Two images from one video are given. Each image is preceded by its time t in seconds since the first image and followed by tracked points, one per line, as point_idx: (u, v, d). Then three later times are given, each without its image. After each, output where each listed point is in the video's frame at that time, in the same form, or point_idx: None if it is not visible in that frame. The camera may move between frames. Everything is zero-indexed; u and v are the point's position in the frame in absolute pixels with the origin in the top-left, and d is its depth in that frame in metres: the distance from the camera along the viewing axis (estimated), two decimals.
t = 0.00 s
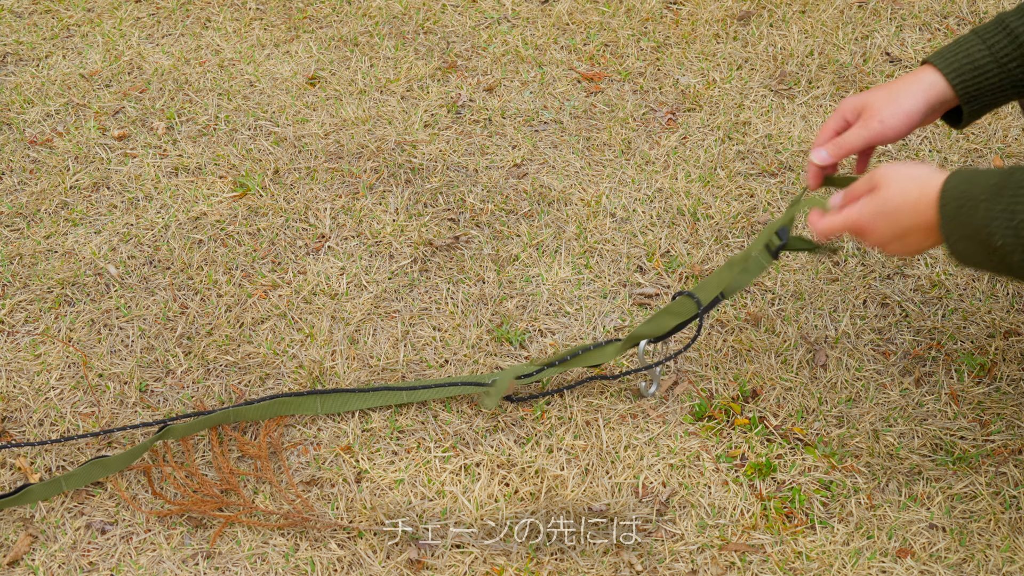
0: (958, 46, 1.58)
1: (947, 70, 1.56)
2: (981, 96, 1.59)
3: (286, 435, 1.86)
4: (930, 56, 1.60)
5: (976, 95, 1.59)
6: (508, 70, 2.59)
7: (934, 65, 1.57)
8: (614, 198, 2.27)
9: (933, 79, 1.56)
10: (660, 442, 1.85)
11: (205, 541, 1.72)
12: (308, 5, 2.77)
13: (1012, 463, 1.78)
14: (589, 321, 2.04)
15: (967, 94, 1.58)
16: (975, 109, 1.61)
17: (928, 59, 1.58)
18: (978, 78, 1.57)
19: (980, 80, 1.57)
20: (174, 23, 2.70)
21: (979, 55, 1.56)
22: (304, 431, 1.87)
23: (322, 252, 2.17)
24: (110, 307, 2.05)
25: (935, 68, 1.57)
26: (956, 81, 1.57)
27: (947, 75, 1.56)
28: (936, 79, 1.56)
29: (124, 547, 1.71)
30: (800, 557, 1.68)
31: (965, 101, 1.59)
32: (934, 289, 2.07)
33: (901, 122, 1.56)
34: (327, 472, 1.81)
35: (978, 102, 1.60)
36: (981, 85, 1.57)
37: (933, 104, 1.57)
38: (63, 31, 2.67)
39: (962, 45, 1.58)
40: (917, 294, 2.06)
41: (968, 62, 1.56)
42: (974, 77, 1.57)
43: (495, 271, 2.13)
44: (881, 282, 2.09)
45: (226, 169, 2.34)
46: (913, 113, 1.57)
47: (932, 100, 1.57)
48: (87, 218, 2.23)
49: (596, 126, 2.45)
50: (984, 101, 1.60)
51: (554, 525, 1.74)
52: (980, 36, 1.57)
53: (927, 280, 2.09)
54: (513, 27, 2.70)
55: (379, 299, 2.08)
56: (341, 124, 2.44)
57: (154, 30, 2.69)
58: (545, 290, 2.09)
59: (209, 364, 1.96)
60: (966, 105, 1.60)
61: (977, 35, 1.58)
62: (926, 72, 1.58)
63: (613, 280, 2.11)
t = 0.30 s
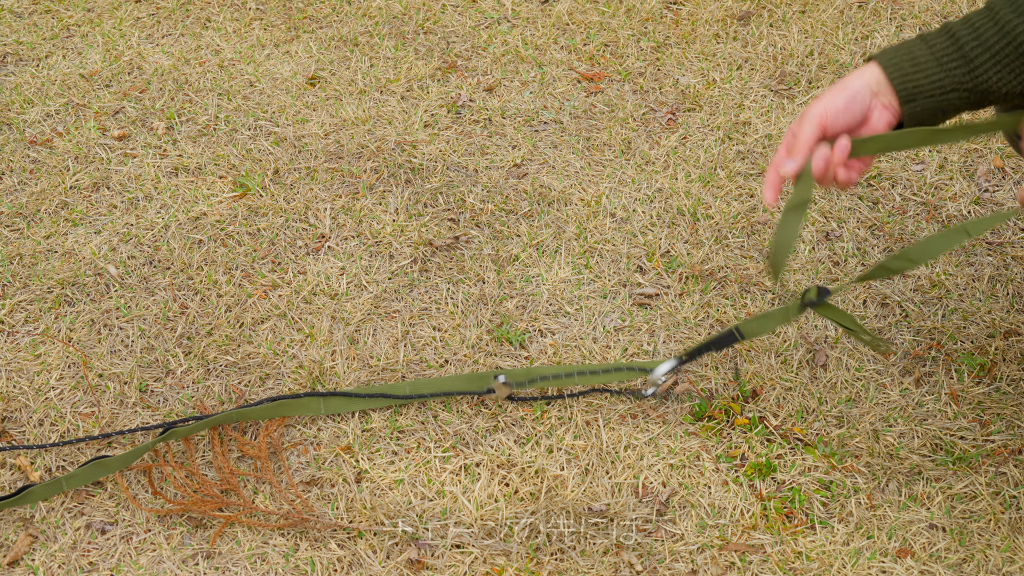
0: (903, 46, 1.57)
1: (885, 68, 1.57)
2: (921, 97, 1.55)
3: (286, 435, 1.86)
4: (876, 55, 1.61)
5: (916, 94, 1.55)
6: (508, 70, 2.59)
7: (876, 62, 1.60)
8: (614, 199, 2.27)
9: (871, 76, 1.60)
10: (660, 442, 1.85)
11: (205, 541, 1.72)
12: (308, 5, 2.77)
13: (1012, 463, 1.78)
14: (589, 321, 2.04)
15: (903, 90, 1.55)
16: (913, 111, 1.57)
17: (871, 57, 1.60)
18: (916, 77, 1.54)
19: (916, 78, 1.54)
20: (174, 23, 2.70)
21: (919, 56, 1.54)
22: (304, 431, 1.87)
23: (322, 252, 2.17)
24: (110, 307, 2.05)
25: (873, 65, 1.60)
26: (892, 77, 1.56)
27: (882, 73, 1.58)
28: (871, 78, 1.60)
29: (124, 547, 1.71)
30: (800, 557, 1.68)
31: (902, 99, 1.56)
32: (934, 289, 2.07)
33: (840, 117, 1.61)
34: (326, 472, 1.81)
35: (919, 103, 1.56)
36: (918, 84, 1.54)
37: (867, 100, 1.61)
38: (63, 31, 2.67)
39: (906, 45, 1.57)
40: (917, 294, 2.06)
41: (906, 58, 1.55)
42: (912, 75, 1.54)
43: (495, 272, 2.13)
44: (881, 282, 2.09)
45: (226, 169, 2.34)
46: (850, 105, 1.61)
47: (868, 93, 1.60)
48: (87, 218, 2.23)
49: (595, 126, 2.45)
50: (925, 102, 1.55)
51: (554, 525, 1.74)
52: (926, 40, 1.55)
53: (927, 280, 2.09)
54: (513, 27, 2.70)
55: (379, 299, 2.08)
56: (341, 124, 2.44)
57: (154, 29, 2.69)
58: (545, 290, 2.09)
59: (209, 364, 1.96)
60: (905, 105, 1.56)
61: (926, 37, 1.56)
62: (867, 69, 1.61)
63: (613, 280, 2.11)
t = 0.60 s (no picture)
0: None
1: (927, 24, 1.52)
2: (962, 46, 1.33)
3: (287, 435, 1.86)
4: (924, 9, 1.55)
5: (950, 52, 1.51)
6: (508, 70, 2.59)
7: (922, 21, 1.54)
8: (614, 199, 2.27)
9: (922, 38, 1.54)
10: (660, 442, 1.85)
11: (205, 541, 1.72)
12: (308, 4, 2.77)
13: (1012, 463, 1.78)
14: (589, 321, 2.04)
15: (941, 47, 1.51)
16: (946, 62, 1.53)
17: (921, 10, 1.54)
18: (954, 35, 1.50)
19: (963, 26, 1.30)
20: (174, 23, 2.70)
21: (962, 12, 1.49)
22: (304, 431, 1.87)
23: (322, 252, 2.17)
24: (110, 307, 2.05)
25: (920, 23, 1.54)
26: (934, 35, 1.52)
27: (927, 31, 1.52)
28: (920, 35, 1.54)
29: (124, 547, 1.71)
30: (800, 557, 1.68)
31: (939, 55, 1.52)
32: (934, 289, 2.07)
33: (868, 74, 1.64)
34: (327, 472, 1.81)
35: (953, 58, 1.52)
36: (953, 42, 1.50)
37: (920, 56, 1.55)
38: (63, 31, 2.67)
39: None
40: (917, 294, 2.06)
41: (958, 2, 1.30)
42: (951, 32, 1.50)
43: (495, 271, 2.13)
44: (881, 282, 2.09)
45: (226, 169, 2.34)
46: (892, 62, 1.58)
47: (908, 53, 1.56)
48: (87, 218, 2.23)
49: (595, 126, 2.44)
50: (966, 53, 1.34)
51: (554, 525, 1.74)
52: None
53: (927, 280, 2.09)
54: (513, 27, 2.70)
55: (379, 299, 2.08)
56: (341, 124, 2.44)
57: (154, 30, 2.69)
58: (545, 290, 2.09)
59: (209, 364, 1.96)
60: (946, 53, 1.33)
61: None
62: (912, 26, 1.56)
63: (613, 280, 2.11)
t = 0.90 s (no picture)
0: (908, 155, 1.37)
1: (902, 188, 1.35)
2: (948, 200, 1.34)
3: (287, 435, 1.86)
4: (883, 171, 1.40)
5: (944, 200, 1.34)
6: (508, 70, 2.59)
7: (891, 184, 1.37)
8: (614, 198, 2.27)
9: (895, 198, 1.36)
10: (660, 442, 1.85)
11: (205, 540, 1.72)
12: (308, 5, 2.77)
13: (1012, 463, 1.77)
14: (589, 321, 2.04)
15: (932, 201, 1.34)
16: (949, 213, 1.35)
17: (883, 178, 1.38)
18: (938, 184, 1.33)
19: (936, 185, 1.33)
20: (174, 23, 2.70)
21: (931, 161, 1.34)
22: (304, 431, 1.87)
23: (322, 252, 2.17)
24: (110, 307, 2.05)
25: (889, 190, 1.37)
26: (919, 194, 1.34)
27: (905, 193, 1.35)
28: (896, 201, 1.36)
29: (124, 547, 1.71)
30: (800, 557, 1.68)
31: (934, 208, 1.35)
32: (934, 289, 2.07)
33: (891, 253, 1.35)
34: (327, 472, 1.81)
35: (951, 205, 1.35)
36: (946, 189, 1.33)
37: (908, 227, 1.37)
38: (63, 31, 2.67)
39: (911, 153, 1.37)
40: (917, 294, 2.07)
41: (921, 169, 1.34)
42: (931, 183, 1.33)
43: (495, 271, 2.13)
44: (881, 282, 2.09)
45: (226, 169, 2.34)
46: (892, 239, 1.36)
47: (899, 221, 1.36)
48: (87, 218, 2.23)
49: (596, 126, 2.45)
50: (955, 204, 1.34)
51: (554, 525, 1.74)
52: (924, 140, 1.36)
53: (927, 280, 2.09)
54: (513, 28, 2.70)
55: (379, 299, 2.08)
56: (341, 124, 2.44)
57: (153, 30, 2.69)
58: (545, 290, 2.09)
59: (209, 364, 1.96)
60: (936, 213, 1.36)
61: (923, 137, 1.36)
62: (881, 192, 1.39)
63: (613, 280, 2.11)
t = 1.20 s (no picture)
0: (954, 62, 1.50)
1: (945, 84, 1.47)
2: (977, 109, 1.49)
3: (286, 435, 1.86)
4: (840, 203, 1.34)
5: (974, 108, 1.49)
6: (508, 70, 2.59)
7: (932, 80, 1.49)
8: (614, 199, 2.27)
9: (933, 94, 1.48)
10: (660, 442, 1.85)
11: (205, 541, 1.71)
12: (308, 5, 2.77)
13: (1012, 463, 1.77)
14: (589, 322, 2.04)
15: (964, 105, 1.48)
16: (972, 125, 1.51)
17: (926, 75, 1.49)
18: (976, 89, 1.48)
19: (978, 92, 1.48)
20: (174, 23, 2.70)
21: (975, 64, 1.48)
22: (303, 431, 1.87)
23: (322, 252, 2.17)
24: (110, 307, 2.05)
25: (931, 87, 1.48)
26: (954, 96, 1.47)
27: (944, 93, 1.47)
28: (933, 100, 1.47)
29: (124, 547, 1.71)
30: (800, 557, 1.68)
31: (960, 115, 1.49)
32: (934, 289, 2.07)
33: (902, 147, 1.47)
34: (327, 472, 1.81)
35: (977, 116, 1.50)
36: (980, 97, 1.49)
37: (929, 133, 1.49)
38: (63, 31, 2.67)
39: (957, 58, 1.50)
40: (916, 294, 2.07)
41: (966, 72, 1.48)
42: (973, 87, 1.48)
43: (495, 271, 2.13)
44: (881, 282, 2.09)
45: (226, 169, 2.34)
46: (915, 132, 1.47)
47: (929, 117, 1.47)
48: (87, 218, 2.23)
49: (595, 126, 2.44)
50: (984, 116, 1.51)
51: (554, 525, 1.74)
52: (975, 49, 1.50)
53: (927, 280, 2.09)
54: (513, 28, 2.70)
55: (379, 300, 2.08)
56: (341, 124, 2.44)
57: (154, 30, 2.69)
58: (545, 290, 2.09)
59: (209, 364, 1.96)
60: (963, 120, 1.50)
61: (969, 46, 1.51)
62: (921, 87, 1.50)
63: (612, 280, 2.11)
